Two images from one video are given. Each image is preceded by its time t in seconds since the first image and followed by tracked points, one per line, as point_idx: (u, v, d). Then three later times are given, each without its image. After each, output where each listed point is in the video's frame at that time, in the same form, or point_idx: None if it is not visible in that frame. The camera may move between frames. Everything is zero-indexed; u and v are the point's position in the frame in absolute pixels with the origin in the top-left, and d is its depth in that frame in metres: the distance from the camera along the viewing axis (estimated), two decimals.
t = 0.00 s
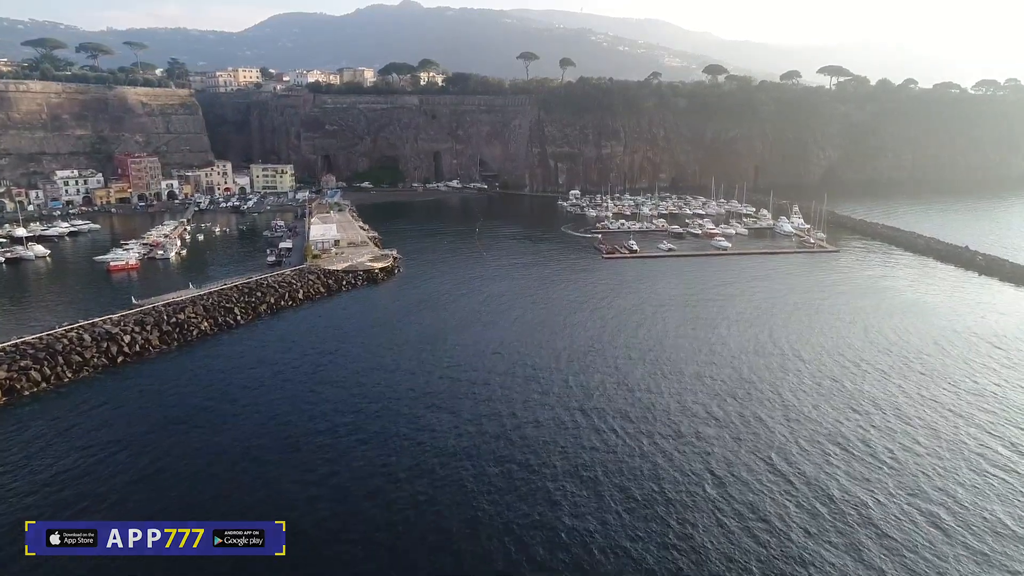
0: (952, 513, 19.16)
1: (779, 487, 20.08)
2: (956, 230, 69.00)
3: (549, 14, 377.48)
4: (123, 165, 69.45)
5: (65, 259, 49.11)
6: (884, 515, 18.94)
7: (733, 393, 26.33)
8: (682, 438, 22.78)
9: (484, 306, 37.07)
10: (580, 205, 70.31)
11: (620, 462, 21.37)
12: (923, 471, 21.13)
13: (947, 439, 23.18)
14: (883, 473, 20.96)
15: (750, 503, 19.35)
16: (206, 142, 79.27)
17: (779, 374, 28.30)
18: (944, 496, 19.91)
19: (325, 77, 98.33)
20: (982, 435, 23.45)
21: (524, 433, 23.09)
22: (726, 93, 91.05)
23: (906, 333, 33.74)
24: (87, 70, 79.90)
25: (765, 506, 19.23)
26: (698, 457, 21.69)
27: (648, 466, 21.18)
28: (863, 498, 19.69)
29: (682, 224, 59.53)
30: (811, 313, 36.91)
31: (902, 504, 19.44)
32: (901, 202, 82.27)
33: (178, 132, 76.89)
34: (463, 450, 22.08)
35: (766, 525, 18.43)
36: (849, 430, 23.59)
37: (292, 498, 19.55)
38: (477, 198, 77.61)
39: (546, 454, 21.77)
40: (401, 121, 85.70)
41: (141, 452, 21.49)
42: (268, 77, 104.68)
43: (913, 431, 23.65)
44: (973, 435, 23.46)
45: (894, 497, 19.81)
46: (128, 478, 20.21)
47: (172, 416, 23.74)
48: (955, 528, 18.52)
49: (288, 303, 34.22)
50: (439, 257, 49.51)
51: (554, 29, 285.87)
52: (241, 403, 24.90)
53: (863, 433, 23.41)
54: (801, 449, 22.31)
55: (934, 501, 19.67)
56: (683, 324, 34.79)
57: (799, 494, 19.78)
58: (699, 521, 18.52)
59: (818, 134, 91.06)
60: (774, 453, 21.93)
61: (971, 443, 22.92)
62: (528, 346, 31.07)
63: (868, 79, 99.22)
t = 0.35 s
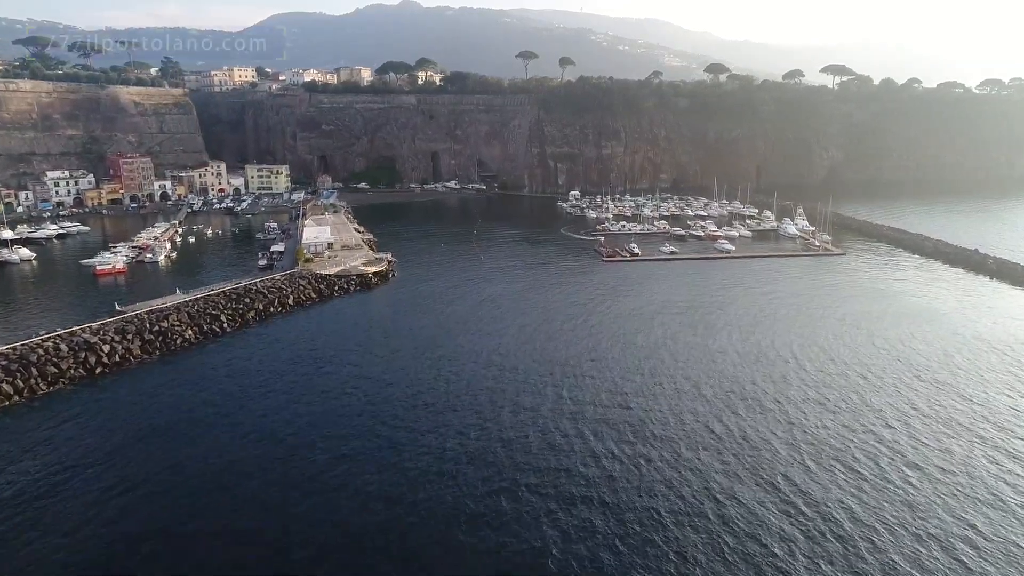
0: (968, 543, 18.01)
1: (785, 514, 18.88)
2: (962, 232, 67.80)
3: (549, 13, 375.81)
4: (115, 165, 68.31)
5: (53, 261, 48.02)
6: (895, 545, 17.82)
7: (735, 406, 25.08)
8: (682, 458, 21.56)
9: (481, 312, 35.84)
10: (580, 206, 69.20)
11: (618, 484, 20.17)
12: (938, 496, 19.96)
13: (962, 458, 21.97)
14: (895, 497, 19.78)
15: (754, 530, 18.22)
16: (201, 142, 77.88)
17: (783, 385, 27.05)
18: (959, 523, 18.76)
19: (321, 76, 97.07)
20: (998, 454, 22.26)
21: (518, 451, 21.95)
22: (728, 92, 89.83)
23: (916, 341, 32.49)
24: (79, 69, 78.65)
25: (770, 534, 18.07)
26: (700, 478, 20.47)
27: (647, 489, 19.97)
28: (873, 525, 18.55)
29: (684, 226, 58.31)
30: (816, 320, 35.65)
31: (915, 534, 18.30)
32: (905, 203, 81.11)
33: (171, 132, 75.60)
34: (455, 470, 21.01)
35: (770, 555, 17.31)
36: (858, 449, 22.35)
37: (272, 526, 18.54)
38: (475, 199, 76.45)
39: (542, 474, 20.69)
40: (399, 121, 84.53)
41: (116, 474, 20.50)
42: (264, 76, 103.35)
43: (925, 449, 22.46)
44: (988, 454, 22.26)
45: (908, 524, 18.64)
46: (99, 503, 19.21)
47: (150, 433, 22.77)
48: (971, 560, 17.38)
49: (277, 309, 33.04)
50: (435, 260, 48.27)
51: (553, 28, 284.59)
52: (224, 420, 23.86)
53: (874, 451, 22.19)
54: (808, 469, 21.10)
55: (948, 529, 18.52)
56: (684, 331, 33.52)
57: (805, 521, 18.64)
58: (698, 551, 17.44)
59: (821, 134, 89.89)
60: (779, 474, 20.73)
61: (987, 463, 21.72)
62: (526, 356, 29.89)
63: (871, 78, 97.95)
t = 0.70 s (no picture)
0: None
1: (790, 542, 17.71)
2: (969, 233, 66.62)
3: (548, 13, 374.54)
4: (106, 166, 67.15)
5: (40, 264, 46.86)
6: None
7: (738, 421, 23.90)
8: (684, 479, 20.39)
9: (477, 318, 34.66)
10: (580, 207, 68.03)
11: (619, 508, 19.01)
12: (955, 521, 18.81)
13: (978, 479, 20.84)
14: (909, 523, 18.64)
15: (759, 561, 17.02)
16: (194, 142, 76.72)
17: (788, 398, 25.86)
18: (976, 553, 17.57)
19: (318, 76, 95.85)
20: (1015, 475, 21.07)
21: (514, 471, 20.80)
22: (730, 91, 88.69)
23: (925, 350, 31.31)
24: (71, 68, 77.44)
25: (775, 565, 16.90)
26: (703, 502, 19.30)
27: (648, 513, 18.81)
28: (885, 555, 17.35)
29: (686, 228, 57.13)
30: (821, 326, 34.44)
31: (930, 565, 17.11)
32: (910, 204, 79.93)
33: (164, 133, 74.48)
34: (447, 492, 19.85)
35: None
36: (869, 468, 21.20)
37: (252, 552, 17.46)
38: (473, 200, 75.29)
39: (538, 496, 19.55)
40: (396, 121, 83.37)
41: (88, 495, 19.34)
42: (260, 75, 102.17)
43: (939, 469, 21.32)
44: (1006, 475, 21.05)
45: (926, 553, 17.50)
46: (67, 527, 18.07)
47: (126, 450, 21.63)
48: None
49: (266, 316, 31.89)
50: (431, 263, 47.06)
51: (553, 27, 283.59)
52: (206, 435, 22.72)
53: (885, 471, 21.04)
54: (815, 491, 19.93)
55: (965, 560, 17.35)
56: (685, 338, 32.32)
57: (813, 550, 17.45)
58: None
59: (823, 134, 88.80)
60: (785, 497, 19.57)
61: (1005, 485, 20.52)
62: (523, 366, 28.69)
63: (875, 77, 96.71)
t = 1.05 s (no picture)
0: None
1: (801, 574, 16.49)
2: (977, 235, 65.35)
3: (548, 13, 373.09)
4: (98, 167, 66.03)
5: (26, 267, 45.65)
6: None
7: (744, 439, 22.69)
8: (692, 503, 19.13)
9: (474, 325, 33.51)
10: (580, 208, 66.88)
11: (621, 535, 17.76)
12: (979, 550, 17.62)
13: (1003, 501, 19.67)
14: (933, 552, 17.44)
15: None
16: (188, 142, 75.57)
17: (796, 413, 24.66)
18: None
19: (315, 75, 94.63)
20: None
21: (510, 493, 19.56)
22: (732, 91, 87.52)
23: (936, 359, 30.19)
24: (63, 68, 76.27)
25: None
26: (712, 530, 18.06)
27: (653, 542, 17.53)
28: None
29: (689, 230, 55.92)
30: (828, 333, 33.26)
31: None
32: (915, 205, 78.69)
33: (158, 133, 73.32)
34: (438, 515, 18.65)
35: None
36: (883, 491, 19.99)
37: None
38: (472, 201, 74.11)
39: (536, 521, 18.29)
40: (393, 120, 82.19)
41: (55, 518, 18.09)
42: (256, 75, 100.99)
43: (958, 491, 20.14)
44: None
45: None
46: (33, 551, 16.95)
47: (100, 468, 20.41)
48: None
49: (255, 323, 30.72)
50: (428, 266, 45.80)
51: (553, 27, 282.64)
52: (186, 450, 21.50)
53: (900, 494, 19.83)
54: (827, 517, 18.71)
55: None
56: (686, 347, 31.11)
57: None
58: None
59: (827, 134, 87.62)
60: (795, 523, 18.36)
61: None
62: (520, 375, 27.49)
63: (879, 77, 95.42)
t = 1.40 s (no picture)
0: None
1: None
2: (985, 236, 64.16)
3: (547, 12, 371.47)
4: (90, 166, 64.85)
5: (12, 270, 44.40)
6: None
7: (751, 455, 21.53)
8: (698, 528, 17.97)
9: (472, 330, 32.34)
10: (580, 209, 65.72)
11: (625, 565, 16.59)
12: None
13: None
14: None
15: None
16: (183, 142, 74.36)
17: (804, 426, 23.50)
18: None
19: (311, 74, 93.38)
20: None
21: (507, 513, 18.49)
22: (735, 89, 86.34)
23: (950, 367, 29.01)
24: (55, 66, 75.04)
25: None
26: (722, 558, 16.93)
27: (657, 571, 16.40)
28: None
29: (692, 232, 54.76)
30: (835, 339, 32.09)
31: None
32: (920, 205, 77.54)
33: (151, 132, 72.11)
34: (431, 541, 17.42)
35: None
36: (896, 513, 18.87)
37: None
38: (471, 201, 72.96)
39: (535, 548, 17.11)
40: (391, 119, 80.98)
41: (23, 540, 17.01)
42: (252, 73, 99.76)
43: (976, 512, 19.03)
44: None
45: None
46: None
47: (72, 488, 19.20)
48: None
49: (243, 330, 29.54)
50: (424, 269, 44.60)
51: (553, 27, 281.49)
52: (165, 467, 20.28)
53: (914, 517, 18.72)
54: (838, 542, 17.59)
55: None
56: (689, 353, 29.95)
57: None
58: None
59: (830, 133, 86.49)
60: (804, 550, 17.25)
61: None
62: (519, 385, 26.30)
63: (883, 75, 94.22)
